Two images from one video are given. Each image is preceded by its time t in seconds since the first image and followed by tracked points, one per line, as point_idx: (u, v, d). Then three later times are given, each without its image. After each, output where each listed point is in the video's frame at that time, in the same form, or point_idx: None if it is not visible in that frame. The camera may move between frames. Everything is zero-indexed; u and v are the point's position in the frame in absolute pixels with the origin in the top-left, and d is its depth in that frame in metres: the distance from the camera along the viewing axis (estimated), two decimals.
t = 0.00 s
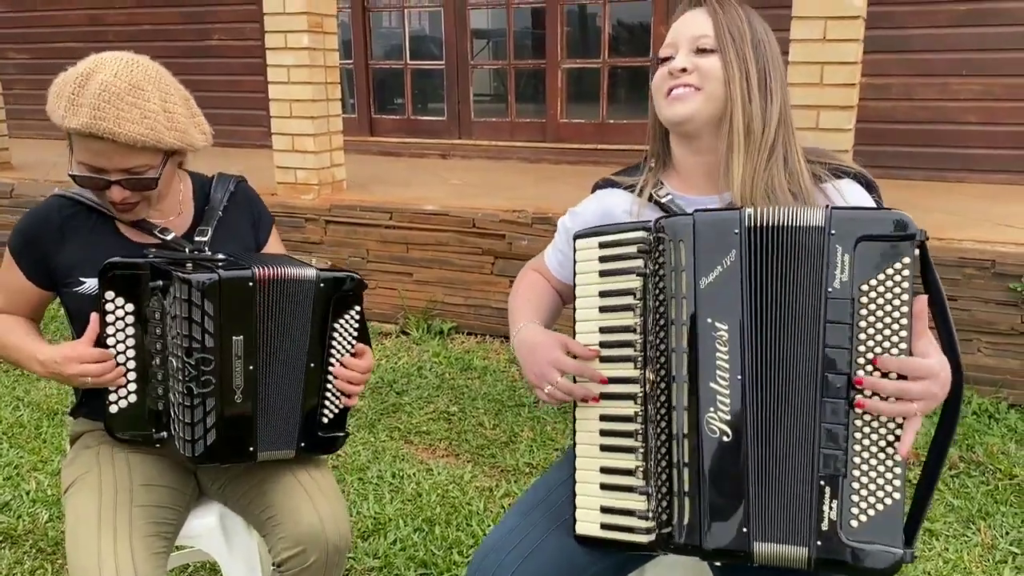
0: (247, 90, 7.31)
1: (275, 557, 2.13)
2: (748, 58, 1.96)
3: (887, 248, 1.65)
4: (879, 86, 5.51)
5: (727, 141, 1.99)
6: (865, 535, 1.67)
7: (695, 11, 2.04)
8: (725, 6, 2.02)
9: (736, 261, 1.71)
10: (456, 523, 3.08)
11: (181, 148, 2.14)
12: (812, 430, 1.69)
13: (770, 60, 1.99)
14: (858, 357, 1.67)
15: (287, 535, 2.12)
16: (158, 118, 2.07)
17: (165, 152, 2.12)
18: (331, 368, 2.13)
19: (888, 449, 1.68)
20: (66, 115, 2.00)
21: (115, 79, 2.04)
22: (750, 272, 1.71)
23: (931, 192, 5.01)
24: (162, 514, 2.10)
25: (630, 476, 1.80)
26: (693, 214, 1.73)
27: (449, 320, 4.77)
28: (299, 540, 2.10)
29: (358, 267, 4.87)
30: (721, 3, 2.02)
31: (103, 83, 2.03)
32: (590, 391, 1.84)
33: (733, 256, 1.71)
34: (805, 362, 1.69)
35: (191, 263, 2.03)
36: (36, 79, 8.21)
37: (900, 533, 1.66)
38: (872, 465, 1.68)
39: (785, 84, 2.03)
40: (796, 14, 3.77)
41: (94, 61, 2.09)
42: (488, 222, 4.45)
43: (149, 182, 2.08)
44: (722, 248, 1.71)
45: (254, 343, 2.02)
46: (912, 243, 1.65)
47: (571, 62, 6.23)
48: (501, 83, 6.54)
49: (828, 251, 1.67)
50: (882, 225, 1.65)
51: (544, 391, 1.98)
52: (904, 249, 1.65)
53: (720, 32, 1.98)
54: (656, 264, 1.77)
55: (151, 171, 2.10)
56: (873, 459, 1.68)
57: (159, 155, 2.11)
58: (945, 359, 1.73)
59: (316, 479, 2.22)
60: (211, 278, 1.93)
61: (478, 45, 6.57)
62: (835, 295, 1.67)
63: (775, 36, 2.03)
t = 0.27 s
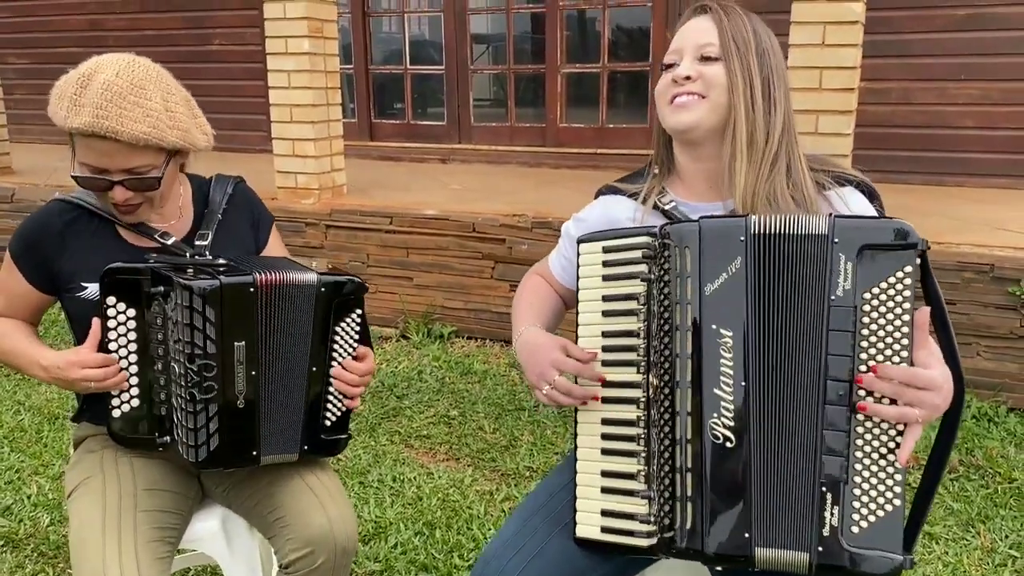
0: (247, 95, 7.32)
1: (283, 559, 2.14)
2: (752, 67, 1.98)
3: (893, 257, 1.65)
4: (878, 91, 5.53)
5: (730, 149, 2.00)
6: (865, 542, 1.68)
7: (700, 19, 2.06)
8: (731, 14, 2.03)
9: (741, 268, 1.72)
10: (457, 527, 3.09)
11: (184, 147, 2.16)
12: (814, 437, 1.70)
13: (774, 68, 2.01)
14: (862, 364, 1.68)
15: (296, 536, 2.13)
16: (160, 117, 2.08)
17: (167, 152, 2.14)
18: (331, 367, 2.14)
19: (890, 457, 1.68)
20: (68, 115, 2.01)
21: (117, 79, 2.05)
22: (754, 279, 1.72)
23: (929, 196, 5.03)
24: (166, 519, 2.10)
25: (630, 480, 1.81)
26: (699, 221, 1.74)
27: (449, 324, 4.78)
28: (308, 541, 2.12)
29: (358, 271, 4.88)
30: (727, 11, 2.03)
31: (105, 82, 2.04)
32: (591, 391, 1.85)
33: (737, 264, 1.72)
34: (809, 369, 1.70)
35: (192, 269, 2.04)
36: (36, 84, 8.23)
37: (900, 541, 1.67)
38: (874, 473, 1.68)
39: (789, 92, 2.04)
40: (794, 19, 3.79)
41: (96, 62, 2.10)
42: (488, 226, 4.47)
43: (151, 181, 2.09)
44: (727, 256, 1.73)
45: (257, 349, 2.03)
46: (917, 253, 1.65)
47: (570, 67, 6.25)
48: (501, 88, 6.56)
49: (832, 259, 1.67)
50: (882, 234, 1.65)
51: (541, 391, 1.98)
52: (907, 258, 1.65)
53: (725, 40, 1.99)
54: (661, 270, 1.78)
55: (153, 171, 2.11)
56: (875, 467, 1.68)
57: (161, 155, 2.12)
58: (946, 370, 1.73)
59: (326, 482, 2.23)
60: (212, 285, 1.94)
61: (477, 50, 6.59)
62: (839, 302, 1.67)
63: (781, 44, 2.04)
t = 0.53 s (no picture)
0: (249, 99, 7.35)
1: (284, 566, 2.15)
2: (741, 74, 1.99)
3: (905, 263, 1.67)
4: (878, 95, 5.54)
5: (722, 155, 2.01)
6: (866, 543, 1.69)
7: (689, 25, 2.07)
8: (719, 20, 2.04)
9: (740, 268, 1.75)
10: (459, 530, 3.10)
11: (183, 153, 2.17)
12: (817, 437, 1.72)
13: (764, 72, 2.02)
14: (869, 368, 1.69)
15: (298, 544, 2.14)
16: (158, 123, 2.09)
17: (166, 158, 2.15)
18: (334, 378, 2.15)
19: (895, 460, 1.69)
20: (68, 122, 2.04)
21: (115, 86, 2.07)
22: (757, 280, 1.74)
23: (929, 200, 5.04)
24: (167, 522, 2.11)
25: (630, 480, 1.81)
26: (698, 221, 1.77)
27: (451, 328, 4.79)
28: (309, 549, 2.12)
29: (360, 275, 4.89)
30: (715, 17, 2.04)
31: (103, 89, 2.05)
32: (593, 395, 1.84)
33: (737, 264, 1.75)
34: (813, 370, 1.72)
35: (193, 275, 2.05)
36: (39, 89, 8.26)
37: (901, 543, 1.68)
38: (877, 476, 1.69)
39: (781, 95, 2.04)
40: (794, 24, 3.81)
41: (95, 69, 2.12)
42: (489, 230, 4.48)
43: (150, 188, 2.11)
44: (727, 256, 1.75)
45: (258, 355, 2.04)
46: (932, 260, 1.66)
47: (571, 71, 6.27)
48: (502, 92, 6.58)
49: (847, 261, 1.69)
50: (899, 239, 1.67)
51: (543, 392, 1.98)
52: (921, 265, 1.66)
53: (713, 47, 2.00)
54: (661, 271, 1.80)
55: (152, 177, 2.12)
56: (879, 470, 1.69)
57: (160, 161, 2.14)
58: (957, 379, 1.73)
59: (328, 492, 2.23)
60: (212, 292, 1.95)
61: (478, 55, 6.61)
62: (851, 306, 1.69)
63: (771, 47, 2.05)
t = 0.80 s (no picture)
0: (251, 102, 7.36)
1: (289, 564, 2.16)
2: (731, 78, 1.99)
3: (899, 260, 1.68)
4: (879, 98, 5.55)
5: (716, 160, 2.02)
6: (866, 540, 1.69)
7: (681, 30, 2.08)
8: (709, 23, 2.04)
9: (736, 267, 1.76)
10: (460, 532, 3.10)
11: (186, 154, 2.18)
12: (815, 435, 1.72)
13: (755, 74, 2.01)
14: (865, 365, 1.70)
15: (304, 542, 2.14)
16: (161, 124, 2.10)
17: (169, 159, 2.16)
18: (342, 384, 2.16)
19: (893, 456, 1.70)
20: (70, 122, 2.05)
21: (118, 87, 2.08)
22: (752, 278, 1.75)
23: (930, 202, 5.04)
24: (170, 522, 2.12)
25: (631, 482, 1.81)
26: (693, 222, 1.77)
27: (452, 331, 4.80)
28: (315, 547, 2.13)
29: (362, 278, 4.90)
30: (705, 21, 2.04)
31: (106, 90, 2.07)
32: (590, 401, 1.84)
33: (732, 263, 1.76)
34: (810, 368, 1.72)
35: (200, 278, 2.05)
36: (42, 92, 8.28)
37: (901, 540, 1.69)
38: (876, 472, 1.70)
39: (774, 96, 2.04)
40: (794, 27, 3.82)
41: (98, 70, 2.13)
42: (491, 233, 4.49)
43: (153, 188, 2.12)
44: (723, 256, 1.76)
45: (263, 359, 2.04)
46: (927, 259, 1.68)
47: (573, 74, 6.28)
48: (503, 95, 6.59)
49: (844, 259, 1.70)
50: (897, 238, 1.68)
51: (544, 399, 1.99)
52: (919, 263, 1.67)
53: (703, 53, 2.01)
54: (658, 272, 1.81)
55: (155, 177, 2.13)
56: (878, 467, 1.70)
57: (163, 161, 2.15)
58: (957, 377, 1.74)
59: (334, 490, 2.24)
60: (221, 296, 1.95)
61: (480, 58, 6.62)
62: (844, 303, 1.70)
63: (763, 48, 2.04)
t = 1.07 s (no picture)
0: (254, 104, 7.38)
1: (293, 565, 2.16)
2: (723, 81, 1.99)
3: (895, 254, 1.69)
4: (882, 99, 5.55)
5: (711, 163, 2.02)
6: (868, 533, 1.69)
7: (674, 35, 2.08)
8: (701, 26, 2.04)
9: (734, 264, 1.76)
10: (463, 533, 3.10)
11: (192, 149, 2.18)
12: (815, 430, 1.72)
13: (748, 76, 2.01)
14: (864, 359, 1.70)
15: (308, 544, 2.15)
16: (167, 118, 2.11)
17: (176, 154, 2.16)
18: (347, 386, 2.16)
19: (890, 448, 1.70)
20: (77, 118, 2.05)
21: (125, 82, 2.09)
22: (749, 275, 1.76)
23: (933, 204, 5.04)
24: (173, 523, 2.12)
25: (632, 482, 1.81)
26: (691, 221, 1.78)
27: (455, 332, 4.80)
28: (319, 548, 2.14)
29: (364, 279, 4.91)
30: (697, 25, 2.04)
31: (113, 86, 2.08)
32: (591, 404, 1.85)
33: (731, 260, 1.76)
34: (810, 363, 1.73)
35: (203, 277, 2.05)
36: (45, 94, 8.30)
37: (903, 532, 1.68)
38: (876, 465, 1.70)
39: (769, 97, 2.03)
40: (796, 29, 3.82)
41: (105, 69, 2.15)
42: (493, 234, 4.50)
43: (160, 183, 2.11)
44: (721, 252, 1.76)
45: (265, 358, 2.04)
46: (920, 252, 1.68)
47: (575, 77, 6.29)
48: (506, 97, 6.59)
49: (837, 254, 1.71)
50: (886, 232, 1.69)
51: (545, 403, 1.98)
52: (910, 256, 1.68)
53: (694, 56, 2.01)
54: (657, 271, 1.81)
55: (162, 173, 2.13)
56: (877, 459, 1.70)
57: (170, 157, 2.15)
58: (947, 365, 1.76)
59: (339, 492, 2.25)
60: (222, 294, 1.96)
61: (483, 60, 6.63)
62: (842, 297, 1.70)
63: (757, 49, 2.03)
